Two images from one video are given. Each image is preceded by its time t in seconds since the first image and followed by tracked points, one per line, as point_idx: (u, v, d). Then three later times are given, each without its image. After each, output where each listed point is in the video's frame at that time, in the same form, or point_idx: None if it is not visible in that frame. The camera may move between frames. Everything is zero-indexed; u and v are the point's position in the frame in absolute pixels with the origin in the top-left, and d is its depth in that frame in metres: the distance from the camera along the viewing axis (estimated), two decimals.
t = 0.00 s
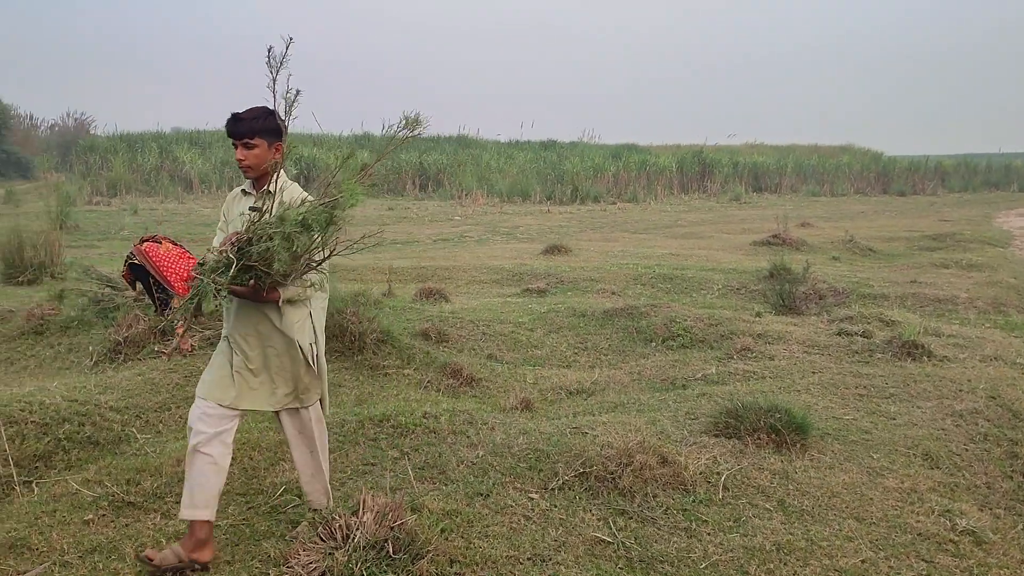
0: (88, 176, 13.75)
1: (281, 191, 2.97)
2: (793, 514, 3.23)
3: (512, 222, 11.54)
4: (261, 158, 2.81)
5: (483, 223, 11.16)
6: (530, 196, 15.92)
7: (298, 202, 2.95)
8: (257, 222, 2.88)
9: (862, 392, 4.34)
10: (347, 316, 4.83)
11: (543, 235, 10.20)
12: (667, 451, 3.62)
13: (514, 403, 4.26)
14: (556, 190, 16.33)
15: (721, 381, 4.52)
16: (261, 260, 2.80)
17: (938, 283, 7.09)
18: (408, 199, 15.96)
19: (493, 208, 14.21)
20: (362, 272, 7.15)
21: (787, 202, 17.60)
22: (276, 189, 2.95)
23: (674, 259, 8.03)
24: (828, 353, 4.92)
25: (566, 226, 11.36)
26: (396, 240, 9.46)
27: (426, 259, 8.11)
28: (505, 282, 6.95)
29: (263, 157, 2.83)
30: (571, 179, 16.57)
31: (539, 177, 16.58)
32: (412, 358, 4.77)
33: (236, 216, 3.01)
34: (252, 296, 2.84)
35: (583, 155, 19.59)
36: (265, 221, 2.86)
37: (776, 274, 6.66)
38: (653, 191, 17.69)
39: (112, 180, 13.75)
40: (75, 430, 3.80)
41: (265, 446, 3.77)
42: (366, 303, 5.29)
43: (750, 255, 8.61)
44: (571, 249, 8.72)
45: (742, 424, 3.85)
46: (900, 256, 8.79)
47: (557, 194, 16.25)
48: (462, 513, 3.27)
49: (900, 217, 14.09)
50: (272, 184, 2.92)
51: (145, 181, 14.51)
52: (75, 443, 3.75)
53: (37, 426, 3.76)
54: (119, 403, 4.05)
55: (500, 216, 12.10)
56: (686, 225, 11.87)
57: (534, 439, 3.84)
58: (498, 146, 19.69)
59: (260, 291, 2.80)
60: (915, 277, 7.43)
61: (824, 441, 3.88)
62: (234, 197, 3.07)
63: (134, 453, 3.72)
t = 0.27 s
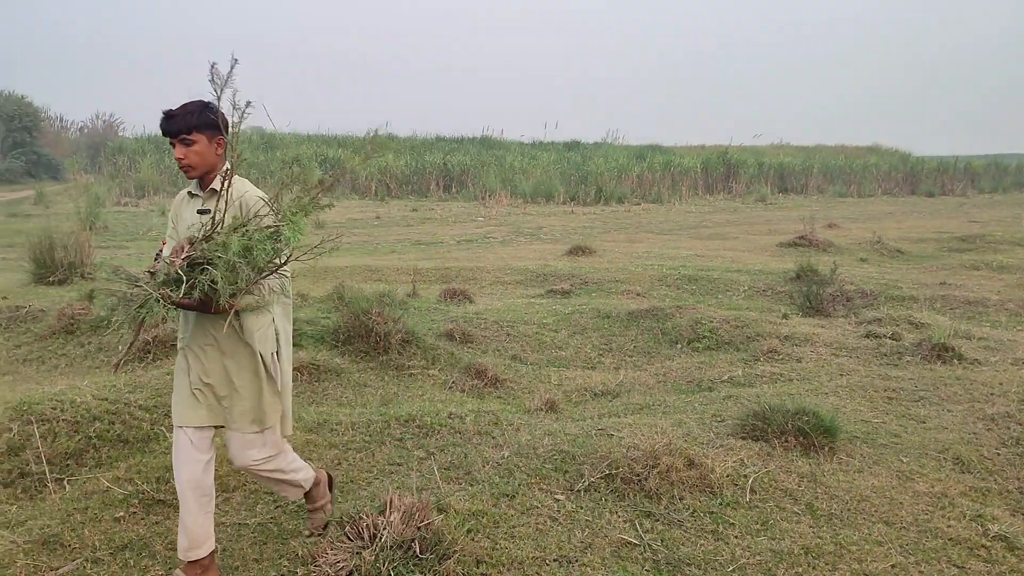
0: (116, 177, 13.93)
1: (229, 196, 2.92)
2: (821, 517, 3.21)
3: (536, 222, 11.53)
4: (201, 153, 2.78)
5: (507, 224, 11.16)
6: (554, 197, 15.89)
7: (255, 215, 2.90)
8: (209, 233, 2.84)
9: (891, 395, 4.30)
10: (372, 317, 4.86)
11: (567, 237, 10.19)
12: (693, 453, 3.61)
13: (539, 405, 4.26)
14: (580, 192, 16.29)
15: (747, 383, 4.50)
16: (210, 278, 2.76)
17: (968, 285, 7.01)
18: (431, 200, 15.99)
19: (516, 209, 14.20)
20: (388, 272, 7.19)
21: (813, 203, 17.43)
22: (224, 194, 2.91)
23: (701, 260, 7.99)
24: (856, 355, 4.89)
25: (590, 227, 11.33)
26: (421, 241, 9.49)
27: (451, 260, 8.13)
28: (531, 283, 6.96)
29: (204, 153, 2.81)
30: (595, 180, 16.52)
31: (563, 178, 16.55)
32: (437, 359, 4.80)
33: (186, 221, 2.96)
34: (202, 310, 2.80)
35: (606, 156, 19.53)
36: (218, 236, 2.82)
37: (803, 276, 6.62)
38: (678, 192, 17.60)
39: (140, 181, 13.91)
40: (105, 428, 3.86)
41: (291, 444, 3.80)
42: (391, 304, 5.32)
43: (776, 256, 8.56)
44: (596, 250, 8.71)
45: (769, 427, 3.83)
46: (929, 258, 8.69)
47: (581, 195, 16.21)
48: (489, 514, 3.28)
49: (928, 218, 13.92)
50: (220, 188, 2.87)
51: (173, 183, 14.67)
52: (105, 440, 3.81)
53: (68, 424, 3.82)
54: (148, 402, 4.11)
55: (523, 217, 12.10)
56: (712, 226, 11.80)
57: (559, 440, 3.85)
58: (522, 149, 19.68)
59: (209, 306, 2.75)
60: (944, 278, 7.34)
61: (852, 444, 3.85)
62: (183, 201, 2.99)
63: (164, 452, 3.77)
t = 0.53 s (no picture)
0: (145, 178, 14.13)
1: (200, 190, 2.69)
2: (851, 521, 3.18)
3: (561, 223, 11.54)
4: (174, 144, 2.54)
5: (532, 224, 11.17)
6: (580, 197, 15.87)
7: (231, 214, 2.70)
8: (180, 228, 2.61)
9: (921, 398, 4.26)
10: (398, 318, 4.89)
11: (592, 237, 10.19)
12: (721, 455, 3.60)
13: (564, 406, 4.27)
14: (606, 193, 16.26)
15: (775, 385, 4.48)
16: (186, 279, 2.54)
17: (1000, 286, 6.92)
18: (456, 200, 16.03)
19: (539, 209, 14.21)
20: (414, 272, 7.23)
21: (840, 203, 17.26)
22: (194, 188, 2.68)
23: (727, 261, 7.96)
24: (885, 357, 4.85)
25: (615, 227, 11.32)
26: (446, 241, 9.53)
27: (477, 260, 8.15)
28: (556, 284, 6.97)
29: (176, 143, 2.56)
30: (620, 181, 16.48)
31: (587, 179, 16.53)
32: (463, 360, 4.82)
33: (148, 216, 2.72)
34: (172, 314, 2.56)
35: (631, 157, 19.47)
36: (188, 233, 2.59)
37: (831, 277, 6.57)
38: (704, 192, 17.50)
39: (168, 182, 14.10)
40: (136, 426, 3.95)
41: (319, 443, 3.83)
42: (416, 304, 5.35)
43: (804, 257, 8.50)
44: (622, 250, 8.70)
45: (797, 429, 3.80)
46: (960, 259, 8.59)
47: (606, 195, 16.17)
48: (515, 514, 3.29)
49: (959, 219, 13.73)
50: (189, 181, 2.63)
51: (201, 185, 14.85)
52: (135, 439, 3.91)
53: (99, 422, 3.91)
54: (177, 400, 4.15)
55: (548, 217, 12.10)
56: (738, 226, 11.74)
57: (586, 441, 3.85)
58: (547, 150, 19.68)
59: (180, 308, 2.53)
60: (976, 280, 7.25)
61: (882, 448, 3.81)
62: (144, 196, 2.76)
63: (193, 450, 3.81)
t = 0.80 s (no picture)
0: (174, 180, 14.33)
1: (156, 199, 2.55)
2: (880, 525, 3.16)
3: (586, 223, 11.53)
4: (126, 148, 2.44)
5: (557, 224, 11.18)
6: (605, 197, 15.83)
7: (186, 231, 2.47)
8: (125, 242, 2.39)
9: (953, 401, 4.21)
10: (423, 317, 4.91)
11: (617, 237, 10.18)
12: (749, 457, 3.58)
13: (590, 406, 4.28)
14: (631, 193, 16.21)
15: (803, 387, 4.45)
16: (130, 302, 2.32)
17: None
18: (481, 200, 16.06)
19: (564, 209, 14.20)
20: (440, 272, 7.26)
21: (868, 203, 17.07)
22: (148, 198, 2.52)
23: (755, 262, 7.92)
24: (915, 360, 4.80)
25: (640, 227, 11.29)
26: (472, 241, 9.56)
27: (502, 260, 8.18)
28: (582, 284, 6.97)
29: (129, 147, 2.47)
30: (645, 181, 16.42)
31: (612, 179, 16.50)
32: (488, 360, 4.85)
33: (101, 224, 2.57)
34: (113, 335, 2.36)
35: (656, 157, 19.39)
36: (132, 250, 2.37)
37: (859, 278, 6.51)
38: (731, 193, 17.39)
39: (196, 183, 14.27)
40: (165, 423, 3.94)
41: (346, 442, 3.86)
42: (441, 304, 5.38)
43: (832, 258, 8.43)
44: (647, 250, 8.69)
45: (826, 431, 3.77)
46: (992, 260, 8.47)
47: (632, 195, 16.12)
48: (542, 514, 3.29)
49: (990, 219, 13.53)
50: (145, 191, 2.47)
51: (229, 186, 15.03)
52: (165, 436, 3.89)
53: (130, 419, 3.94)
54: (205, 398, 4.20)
55: (573, 218, 12.09)
56: (764, 226, 11.67)
57: (612, 442, 3.85)
58: (572, 150, 19.65)
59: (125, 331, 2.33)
60: (1008, 281, 7.15)
61: (912, 451, 3.78)
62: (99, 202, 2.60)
63: (222, 447, 3.85)
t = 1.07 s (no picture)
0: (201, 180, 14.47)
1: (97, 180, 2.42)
2: (909, 528, 3.13)
3: (611, 222, 11.50)
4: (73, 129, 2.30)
5: (581, 224, 11.16)
6: (630, 197, 15.76)
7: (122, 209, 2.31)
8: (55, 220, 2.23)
9: (984, 404, 4.16)
10: (448, 317, 4.93)
11: (642, 237, 10.14)
12: (776, 459, 3.56)
13: (615, 407, 4.27)
14: (657, 192, 16.11)
15: (830, 389, 4.41)
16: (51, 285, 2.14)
17: None
18: (505, 200, 16.05)
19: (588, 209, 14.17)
20: (464, 271, 7.28)
21: (895, 203, 16.86)
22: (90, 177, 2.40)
23: (782, 263, 7.86)
24: (946, 362, 4.75)
25: (665, 227, 11.25)
26: (497, 241, 9.57)
27: (527, 260, 8.18)
28: (607, 284, 6.96)
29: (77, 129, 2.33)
30: (671, 181, 16.32)
31: (636, 179, 16.42)
32: (513, 359, 4.86)
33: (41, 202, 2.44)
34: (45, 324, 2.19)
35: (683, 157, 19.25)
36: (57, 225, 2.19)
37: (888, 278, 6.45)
38: (757, 193, 17.23)
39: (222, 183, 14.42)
40: (195, 420, 3.96)
41: (371, 440, 3.89)
42: (466, 304, 5.40)
43: (861, 258, 8.35)
44: (673, 250, 8.66)
45: (854, 433, 3.74)
46: None
47: (657, 195, 16.03)
48: (567, 514, 3.30)
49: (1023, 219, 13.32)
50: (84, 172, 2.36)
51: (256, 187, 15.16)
52: (195, 432, 3.91)
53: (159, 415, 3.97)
54: (231, 395, 4.24)
55: (597, 217, 12.07)
56: (791, 226, 11.58)
57: (637, 442, 3.84)
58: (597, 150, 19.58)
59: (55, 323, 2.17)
60: None
61: (942, 453, 3.74)
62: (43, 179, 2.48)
63: (249, 444, 3.89)
